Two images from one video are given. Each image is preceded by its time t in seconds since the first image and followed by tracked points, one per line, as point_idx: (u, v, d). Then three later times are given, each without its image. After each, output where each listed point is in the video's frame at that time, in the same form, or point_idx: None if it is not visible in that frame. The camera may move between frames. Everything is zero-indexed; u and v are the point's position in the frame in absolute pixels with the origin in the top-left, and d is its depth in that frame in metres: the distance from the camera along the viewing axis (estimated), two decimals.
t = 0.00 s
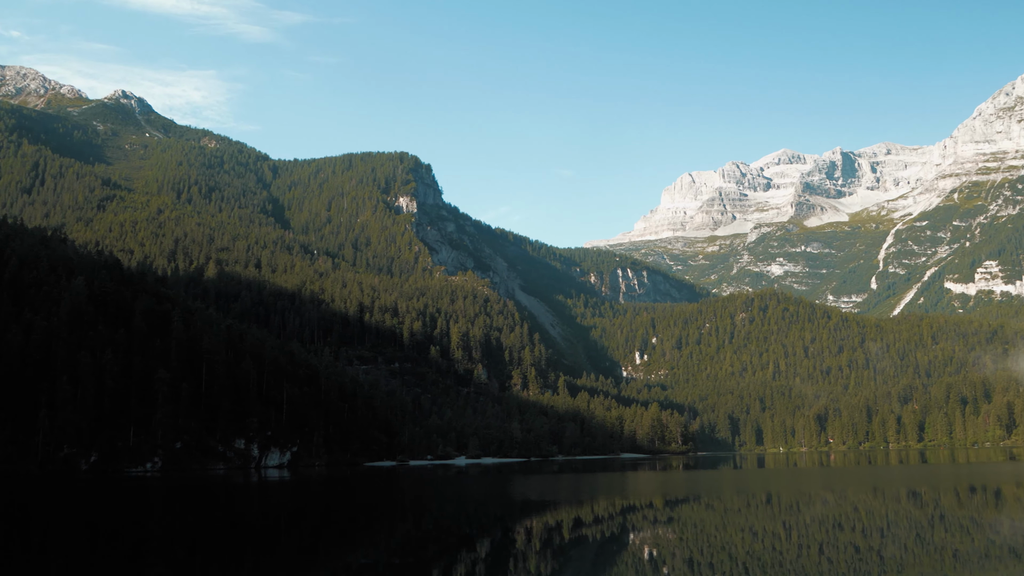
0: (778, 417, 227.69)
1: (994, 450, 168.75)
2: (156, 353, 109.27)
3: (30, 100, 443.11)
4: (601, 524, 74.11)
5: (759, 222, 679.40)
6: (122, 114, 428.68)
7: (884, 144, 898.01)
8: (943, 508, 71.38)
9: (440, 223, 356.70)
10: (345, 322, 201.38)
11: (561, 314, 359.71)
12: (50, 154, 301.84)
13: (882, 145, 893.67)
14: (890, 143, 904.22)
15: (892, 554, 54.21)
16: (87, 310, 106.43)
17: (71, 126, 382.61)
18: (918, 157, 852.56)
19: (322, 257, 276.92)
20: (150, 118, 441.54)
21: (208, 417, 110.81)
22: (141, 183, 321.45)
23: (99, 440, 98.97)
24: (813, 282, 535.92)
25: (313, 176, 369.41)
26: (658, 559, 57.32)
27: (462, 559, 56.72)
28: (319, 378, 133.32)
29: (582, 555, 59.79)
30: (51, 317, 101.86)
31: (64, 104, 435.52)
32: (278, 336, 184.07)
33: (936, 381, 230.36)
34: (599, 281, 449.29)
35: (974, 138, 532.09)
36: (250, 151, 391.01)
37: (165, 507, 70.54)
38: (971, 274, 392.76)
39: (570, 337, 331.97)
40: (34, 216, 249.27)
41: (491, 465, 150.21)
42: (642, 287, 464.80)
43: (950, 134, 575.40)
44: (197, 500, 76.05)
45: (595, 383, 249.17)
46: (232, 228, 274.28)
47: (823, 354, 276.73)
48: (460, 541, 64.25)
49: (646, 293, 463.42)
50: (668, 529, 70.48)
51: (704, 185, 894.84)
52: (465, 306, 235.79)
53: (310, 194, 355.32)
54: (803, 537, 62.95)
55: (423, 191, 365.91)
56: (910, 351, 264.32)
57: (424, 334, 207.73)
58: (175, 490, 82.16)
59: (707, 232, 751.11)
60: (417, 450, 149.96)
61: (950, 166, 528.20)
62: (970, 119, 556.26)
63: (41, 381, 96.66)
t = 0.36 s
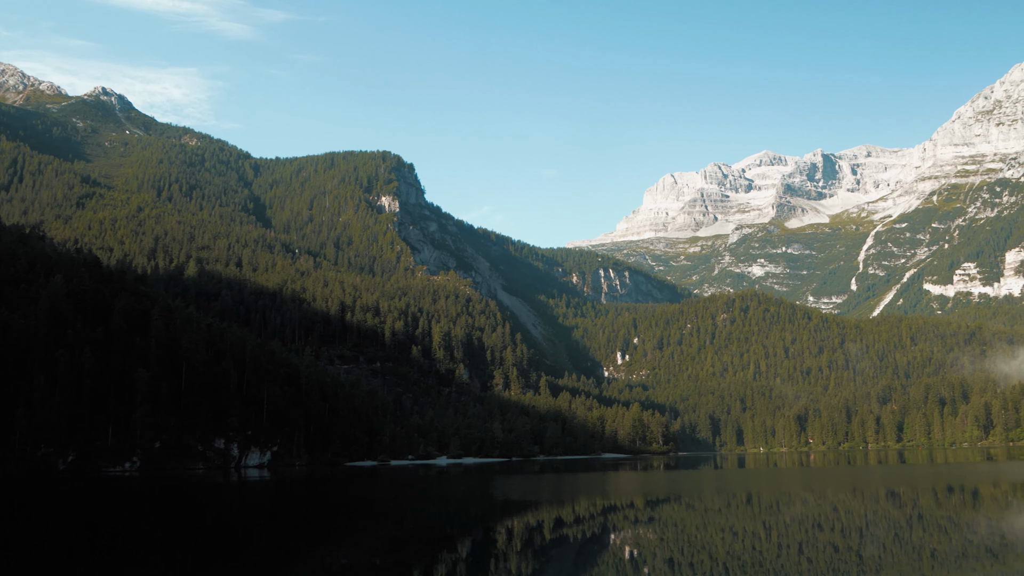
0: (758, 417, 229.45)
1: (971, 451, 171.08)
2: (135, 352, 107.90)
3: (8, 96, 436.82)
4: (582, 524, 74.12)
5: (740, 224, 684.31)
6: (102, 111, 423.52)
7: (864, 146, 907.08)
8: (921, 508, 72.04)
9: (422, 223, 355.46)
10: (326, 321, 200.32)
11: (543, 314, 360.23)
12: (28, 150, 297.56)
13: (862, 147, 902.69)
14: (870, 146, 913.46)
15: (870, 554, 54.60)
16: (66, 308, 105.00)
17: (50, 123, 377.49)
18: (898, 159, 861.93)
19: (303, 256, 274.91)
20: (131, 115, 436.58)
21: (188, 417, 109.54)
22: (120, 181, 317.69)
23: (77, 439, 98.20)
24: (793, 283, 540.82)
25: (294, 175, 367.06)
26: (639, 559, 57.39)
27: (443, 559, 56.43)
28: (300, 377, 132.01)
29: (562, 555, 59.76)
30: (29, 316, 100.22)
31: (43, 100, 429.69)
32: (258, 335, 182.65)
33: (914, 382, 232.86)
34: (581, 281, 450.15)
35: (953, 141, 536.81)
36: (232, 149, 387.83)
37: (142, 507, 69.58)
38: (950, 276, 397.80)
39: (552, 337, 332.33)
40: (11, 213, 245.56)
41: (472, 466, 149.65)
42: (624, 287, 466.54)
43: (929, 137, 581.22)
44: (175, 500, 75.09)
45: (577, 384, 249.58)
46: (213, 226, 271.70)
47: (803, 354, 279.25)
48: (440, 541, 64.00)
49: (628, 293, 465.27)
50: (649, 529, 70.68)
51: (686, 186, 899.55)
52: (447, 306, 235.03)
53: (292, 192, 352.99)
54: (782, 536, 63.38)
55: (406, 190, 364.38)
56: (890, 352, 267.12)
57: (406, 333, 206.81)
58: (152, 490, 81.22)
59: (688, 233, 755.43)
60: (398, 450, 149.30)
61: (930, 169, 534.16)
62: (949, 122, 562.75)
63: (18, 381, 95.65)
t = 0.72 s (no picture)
0: (737, 418, 231.15)
1: (947, 451, 173.44)
2: (112, 350, 106.30)
3: None
4: (561, 524, 74.10)
5: (720, 225, 689.07)
6: (79, 107, 417.64)
7: (843, 149, 916.85)
8: (898, 508, 72.74)
9: (403, 222, 353.71)
10: (305, 321, 199.04)
11: (523, 314, 360.17)
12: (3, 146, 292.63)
13: (841, 150, 912.39)
14: (849, 149, 923.60)
15: (847, 554, 55.01)
16: (42, 307, 103.11)
17: (26, 119, 371.67)
18: (875, 162, 872.05)
19: (283, 255, 272.60)
20: (109, 112, 430.82)
21: (165, 416, 108.18)
22: (98, 178, 313.20)
23: (53, 438, 96.52)
24: (772, 284, 545.60)
25: (274, 173, 364.17)
26: (618, 559, 57.44)
27: (422, 560, 56.12)
28: (279, 377, 130.82)
29: (541, 555, 59.62)
30: (4, 313, 98.37)
31: (19, 96, 423.00)
32: (237, 334, 180.82)
33: (891, 383, 235.54)
34: (561, 281, 450.72)
35: (930, 144, 544.32)
36: (211, 147, 384.17)
37: (118, 506, 68.61)
38: (927, 277, 403.13)
39: (532, 337, 332.35)
40: None
41: (452, 466, 149.14)
42: (605, 288, 468.00)
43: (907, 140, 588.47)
44: (152, 500, 74.00)
45: (557, 384, 249.94)
46: (192, 224, 268.68)
47: (782, 355, 281.74)
48: (420, 541, 63.65)
49: (608, 293, 466.76)
50: (627, 529, 70.81)
51: (666, 187, 904.18)
52: (427, 305, 234.15)
53: (272, 191, 350.22)
54: (761, 536, 63.70)
55: (387, 190, 362.49)
56: (867, 353, 270.09)
57: (386, 333, 205.59)
58: (129, 490, 80.03)
59: (669, 234, 759.47)
60: (377, 450, 148.44)
61: (907, 172, 540.87)
62: (926, 126, 569.99)
63: None
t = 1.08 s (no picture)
0: (714, 418, 232.77)
1: (922, 452, 176.01)
2: (86, 349, 104.54)
3: None
4: (539, 524, 74.09)
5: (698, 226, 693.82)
6: (54, 103, 410.74)
7: (820, 151, 927.66)
8: (873, 508, 73.53)
9: (382, 221, 351.53)
10: (282, 320, 197.59)
11: (502, 314, 359.76)
12: None
13: (818, 152, 923.14)
14: (826, 151, 934.51)
15: (823, 554, 55.36)
16: (15, 304, 101.05)
17: None
18: (851, 165, 882.21)
19: (260, 254, 270.03)
20: (85, 108, 424.05)
21: (140, 416, 106.58)
22: (73, 175, 308.20)
23: (25, 438, 94.64)
24: (749, 285, 550.19)
25: (252, 172, 360.95)
26: (595, 559, 57.40)
27: (399, 560, 55.76)
28: (256, 376, 129.49)
29: (519, 555, 59.55)
30: None
31: None
32: (213, 333, 178.65)
33: (867, 384, 238.17)
34: (540, 281, 451.08)
35: (907, 147, 552.08)
36: (189, 145, 380.00)
37: (89, 506, 67.43)
38: (903, 279, 408.36)
39: (511, 337, 332.17)
40: None
41: (429, 466, 148.79)
42: (583, 288, 469.30)
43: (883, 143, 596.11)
44: (125, 500, 72.81)
45: (535, 384, 250.29)
46: (168, 223, 265.29)
47: (759, 356, 284.21)
48: (397, 541, 63.23)
49: (587, 294, 468.16)
50: (605, 529, 70.89)
51: (645, 189, 908.54)
52: (405, 305, 233.18)
53: (250, 189, 346.84)
54: (738, 536, 64.02)
55: (366, 189, 359.97)
56: (843, 354, 273.25)
57: (364, 333, 204.25)
58: (101, 491, 78.62)
59: (648, 235, 763.40)
60: (355, 449, 147.42)
61: (884, 174, 547.84)
62: (903, 129, 577.86)
63: None
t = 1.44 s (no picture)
0: (691, 419, 234.26)
1: (894, 452, 177.94)
2: (59, 348, 102.86)
3: None
4: (515, 525, 74.06)
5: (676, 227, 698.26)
6: (27, 99, 403.35)
7: (797, 154, 938.15)
8: (847, 508, 74.41)
9: (360, 220, 349.18)
10: (258, 319, 195.72)
11: (479, 314, 359.33)
12: None
13: (794, 155, 933.67)
14: (802, 154, 945.44)
15: (797, 554, 55.83)
16: None
17: None
18: (826, 168, 892.86)
19: (236, 252, 267.20)
20: (58, 104, 416.67)
21: (113, 415, 105.15)
22: (46, 172, 302.62)
23: None
24: (726, 286, 554.86)
25: (229, 169, 357.04)
26: (571, 559, 57.45)
27: (375, 560, 55.49)
28: (231, 376, 128.15)
29: (495, 555, 59.40)
30: None
31: None
32: (188, 332, 176.23)
33: (841, 385, 240.77)
34: (518, 281, 451.19)
35: (881, 151, 560.02)
36: (164, 142, 375.10)
37: (59, 506, 66.33)
38: (877, 281, 413.98)
39: (488, 338, 331.73)
40: None
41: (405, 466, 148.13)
42: (561, 288, 470.30)
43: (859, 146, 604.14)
44: (95, 500, 71.67)
45: (512, 384, 250.33)
46: (143, 220, 261.50)
47: (735, 357, 286.45)
48: (373, 541, 62.94)
49: (564, 294, 469.34)
50: (582, 529, 71.01)
51: (623, 189, 912.48)
52: (382, 305, 232.00)
53: (226, 187, 343.09)
54: (713, 536, 64.34)
55: (344, 188, 357.01)
56: (818, 355, 276.29)
57: (340, 332, 202.84)
58: (72, 491, 77.33)
59: (625, 236, 766.95)
60: (331, 449, 146.15)
61: (859, 177, 554.82)
62: (878, 132, 586.22)
63: None
